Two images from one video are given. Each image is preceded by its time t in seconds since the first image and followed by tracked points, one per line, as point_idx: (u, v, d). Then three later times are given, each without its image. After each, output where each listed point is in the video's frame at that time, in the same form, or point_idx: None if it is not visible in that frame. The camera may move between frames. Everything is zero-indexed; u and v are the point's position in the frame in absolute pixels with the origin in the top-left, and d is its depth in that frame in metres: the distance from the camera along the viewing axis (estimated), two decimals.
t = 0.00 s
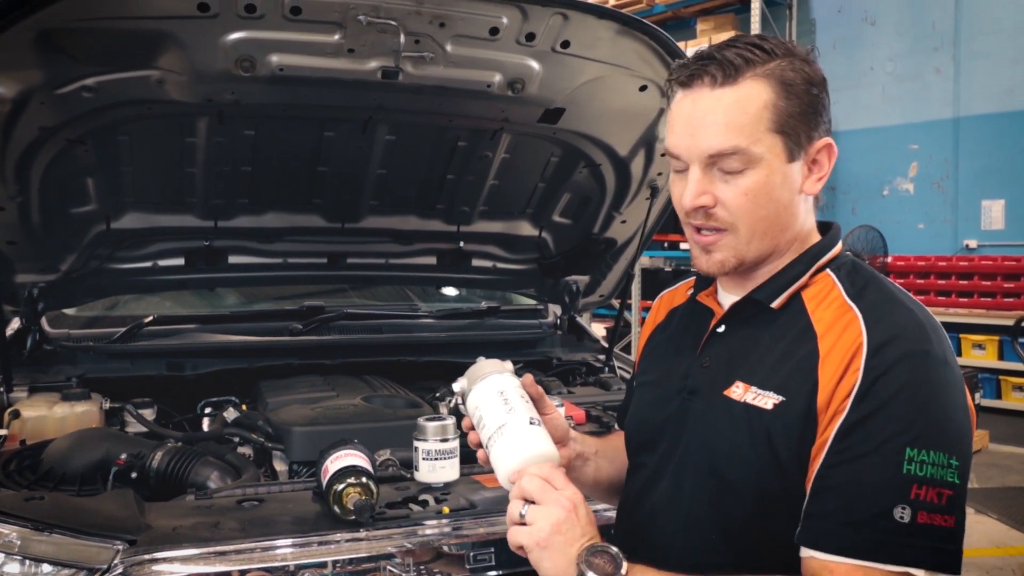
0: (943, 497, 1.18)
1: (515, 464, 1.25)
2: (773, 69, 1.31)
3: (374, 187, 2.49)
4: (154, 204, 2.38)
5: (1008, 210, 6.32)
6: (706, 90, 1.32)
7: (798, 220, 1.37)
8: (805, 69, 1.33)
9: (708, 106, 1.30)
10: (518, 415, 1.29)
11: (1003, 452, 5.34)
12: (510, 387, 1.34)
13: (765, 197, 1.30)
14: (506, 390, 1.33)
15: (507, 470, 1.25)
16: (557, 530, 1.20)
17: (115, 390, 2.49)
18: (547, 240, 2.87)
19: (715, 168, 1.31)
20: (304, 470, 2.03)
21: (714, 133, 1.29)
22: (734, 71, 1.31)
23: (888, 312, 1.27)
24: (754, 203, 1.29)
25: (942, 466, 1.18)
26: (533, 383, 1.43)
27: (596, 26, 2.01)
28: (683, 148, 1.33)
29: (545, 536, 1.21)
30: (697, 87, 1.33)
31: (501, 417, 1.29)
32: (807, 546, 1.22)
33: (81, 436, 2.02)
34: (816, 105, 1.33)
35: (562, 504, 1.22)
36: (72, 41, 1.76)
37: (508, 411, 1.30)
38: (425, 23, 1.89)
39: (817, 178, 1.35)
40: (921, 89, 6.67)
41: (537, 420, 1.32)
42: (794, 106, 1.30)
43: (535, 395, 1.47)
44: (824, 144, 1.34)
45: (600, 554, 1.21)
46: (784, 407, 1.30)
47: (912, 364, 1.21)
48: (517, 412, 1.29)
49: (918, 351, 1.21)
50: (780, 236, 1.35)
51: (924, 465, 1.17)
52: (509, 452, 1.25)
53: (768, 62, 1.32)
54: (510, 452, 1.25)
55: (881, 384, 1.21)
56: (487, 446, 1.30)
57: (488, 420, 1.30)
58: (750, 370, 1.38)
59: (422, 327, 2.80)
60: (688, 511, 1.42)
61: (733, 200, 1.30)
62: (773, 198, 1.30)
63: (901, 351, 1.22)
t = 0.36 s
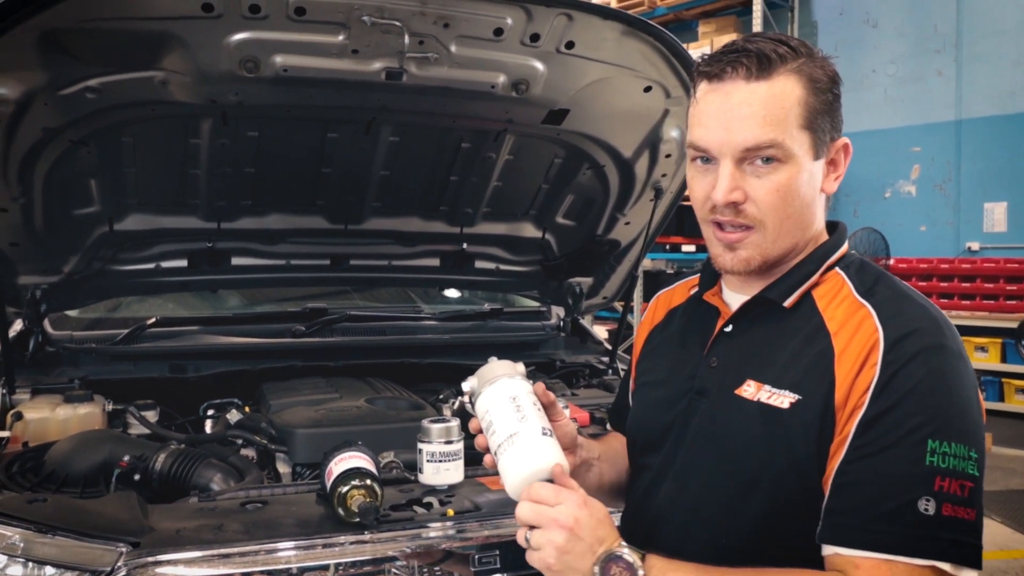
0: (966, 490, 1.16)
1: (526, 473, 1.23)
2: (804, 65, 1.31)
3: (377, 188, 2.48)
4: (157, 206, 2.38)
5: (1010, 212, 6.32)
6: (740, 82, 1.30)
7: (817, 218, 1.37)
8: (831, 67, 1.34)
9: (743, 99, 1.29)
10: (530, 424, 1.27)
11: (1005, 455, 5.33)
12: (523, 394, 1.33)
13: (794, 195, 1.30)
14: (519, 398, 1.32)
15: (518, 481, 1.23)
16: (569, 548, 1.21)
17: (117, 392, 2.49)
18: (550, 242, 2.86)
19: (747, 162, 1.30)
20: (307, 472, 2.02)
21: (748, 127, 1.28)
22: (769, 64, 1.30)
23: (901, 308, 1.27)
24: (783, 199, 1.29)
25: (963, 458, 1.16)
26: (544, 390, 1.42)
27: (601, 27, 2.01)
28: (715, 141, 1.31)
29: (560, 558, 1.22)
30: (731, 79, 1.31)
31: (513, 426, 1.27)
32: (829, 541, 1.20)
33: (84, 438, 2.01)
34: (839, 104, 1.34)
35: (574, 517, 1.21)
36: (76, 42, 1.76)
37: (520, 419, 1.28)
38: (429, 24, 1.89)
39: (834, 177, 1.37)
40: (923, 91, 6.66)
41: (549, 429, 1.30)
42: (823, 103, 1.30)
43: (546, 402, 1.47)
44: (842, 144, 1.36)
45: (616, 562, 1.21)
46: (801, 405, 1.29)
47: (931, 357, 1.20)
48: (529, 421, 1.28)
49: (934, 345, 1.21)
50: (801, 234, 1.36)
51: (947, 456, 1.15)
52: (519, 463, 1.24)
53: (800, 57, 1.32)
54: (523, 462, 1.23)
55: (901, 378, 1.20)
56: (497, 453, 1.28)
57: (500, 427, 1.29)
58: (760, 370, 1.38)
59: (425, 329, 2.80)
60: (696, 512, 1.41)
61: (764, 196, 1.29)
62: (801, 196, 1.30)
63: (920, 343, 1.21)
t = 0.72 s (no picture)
0: (976, 494, 1.17)
1: (530, 475, 1.21)
2: (819, 67, 1.30)
3: (380, 191, 2.47)
4: (160, 209, 2.37)
5: (1012, 214, 6.31)
6: (756, 82, 1.29)
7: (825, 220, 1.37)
8: (844, 70, 1.34)
9: (759, 99, 1.28)
10: (529, 425, 1.25)
11: (1008, 457, 5.31)
12: (520, 395, 1.30)
13: (808, 197, 1.29)
14: (516, 399, 1.29)
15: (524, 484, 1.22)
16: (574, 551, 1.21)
17: (120, 395, 2.48)
18: (553, 244, 2.86)
19: (761, 164, 1.29)
20: (310, 475, 2.01)
21: (763, 128, 1.27)
22: (786, 65, 1.29)
23: (907, 312, 1.27)
24: (796, 202, 1.29)
25: (972, 463, 1.17)
26: (542, 389, 1.39)
27: (605, 29, 2.00)
28: (730, 141, 1.30)
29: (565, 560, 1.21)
30: (747, 79, 1.30)
31: (512, 429, 1.25)
32: (837, 546, 1.20)
33: (86, 441, 2.00)
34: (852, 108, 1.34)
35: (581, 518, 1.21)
36: (80, 45, 1.76)
37: (519, 421, 1.26)
38: (432, 26, 1.88)
39: (844, 180, 1.37)
40: (924, 93, 6.65)
41: (550, 428, 1.28)
42: (837, 106, 1.30)
43: (546, 403, 1.44)
44: (853, 148, 1.36)
45: (623, 570, 1.20)
46: (807, 407, 1.29)
47: (939, 361, 1.20)
48: (528, 422, 1.25)
49: (941, 348, 1.21)
50: (811, 237, 1.35)
51: (957, 461, 1.16)
52: (520, 466, 1.21)
53: (815, 59, 1.31)
54: (525, 465, 1.21)
55: (909, 381, 1.20)
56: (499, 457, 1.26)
57: (499, 431, 1.27)
58: (765, 371, 1.37)
59: (427, 331, 2.79)
60: (701, 515, 1.40)
61: (777, 198, 1.28)
62: (812, 199, 1.30)
63: (927, 348, 1.21)
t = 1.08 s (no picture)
0: (971, 503, 1.16)
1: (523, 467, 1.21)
2: (799, 78, 1.28)
3: (381, 192, 2.47)
4: (161, 210, 2.37)
5: (1014, 216, 6.29)
6: (729, 99, 1.29)
7: (819, 229, 1.35)
8: (832, 77, 1.30)
9: (732, 116, 1.28)
10: (518, 420, 1.25)
11: (1010, 459, 5.30)
12: (507, 394, 1.31)
13: (787, 210, 1.28)
14: (503, 398, 1.30)
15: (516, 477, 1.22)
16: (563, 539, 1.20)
17: (120, 397, 2.47)
18: (554, 246, 2.84)
19: (735, 179, 1.29)
20: (311, 478, 2.01)
21: (735, 144, 1.27)
22: (761, 80, 1.28)
23: (910, 318, 1.26)
24: (772, 215, 1.28)
25: (970, 471, 1.16)
26: (532, 390, 1.40)
27: (607, 30, 1.99)
28: (704, 157, 1.31)
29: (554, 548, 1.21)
30: (722, 95, 1.31)
31: (501, 426, 1.25)
32: (832, 552, 1.19)
33: (86, 444, 1.99)
34: (843, 115, 1.30)
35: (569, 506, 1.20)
36: (80, 46, 1.75)
37: (507, 418, 1.26)
38: (434, 27, 1.88)
39: (841, 188, 1.34)
40: (926, 95, 6.64)
41: (539, 421, 1.28)
42: (819, 117, 1.27)
43: (537, 403, 1.45)
44: (850, 155, 1.32)
45: (613, 559, 1.20)
46: (806, 411, 1.28)
47: (939, 369, 1.19)
48: (516, 417, 1.26)
49: (944, 356, 1.20)
50: (800, 246, 1.34)
51: (953, 468, 1.16)
52: (512, 461, 1.22)
53: (794, 70, 1.29)
54: (517, 458, 1.21)
55: (908, 388, 1.20)
56: (491, 455, 1.26)
57: (489, 430, 1.27)
58: (767, 374, 1.36)
59: (429, 333, 2.78)
60: (702, 519, 1.39)
61: (751, 212, 1.28)
62: (792, 211, 1.29)
63: (927, 356, 1.20)
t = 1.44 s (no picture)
0: (968, 514, 1.15)
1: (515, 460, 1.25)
2: (791, 91, 1.27)
3: (382, 193, 2.46)
4: (162, 212, 2.36)
5: (1016, 218, 6.28)
6: (720, 113, 1.30)
7: (818, 237, 1.34)
8: (829, 86, 1.28)
9: (722, 131, 1.28)
10: (517, 411, 1.28)
11: (1012, 461, 5.29)
12: (513, 381, 1.33)
13: (779, 223, 1.29)
14: (508, 385, 1.32)
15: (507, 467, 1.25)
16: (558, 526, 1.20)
17: (121, 398, 2.47)
18: (555, 247, 2.83)
19: (727, 193, 1.30)
20: (313, 479, 2.01)
21: (725, 160, 1.27)
22: (751, 94, 1.28)
23: (912, 326, 1.24)
24: (765, 228, 1.29)
25: (968, 482, 1.15)
26: (540, 380, 1.41)
27: (609, 30, 1.99)
28: (695, 171, 1.32)
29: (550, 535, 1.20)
30: (713, 109, 1.31)
31: (501, 414, 1.28)
32: (827, 559, 1.18)
33: (87, 445, 1.99)
34: (839, 125, 1.28)
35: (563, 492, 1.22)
36: (81, 46, 1.75)
37: (508, 407, 1.29)
38: (435, 27, 1.87)
39: (841, 197, 1.32)
40: (927, 96, 6.64)
41: (541, 413, 1.30)
42: (811, 130, 1.26)
43: (544, 394, 1.43)
44: (849, 164, 1.30)
45: (611, 544, 1.19)
46: (804, 416, 1.28)
47: (939, 378, 1.18)
48: (516, 408, 1.28)
49: (944, 366, 1.19)
50: (797, 255, 1.34)
51: (951, 478, 1.14)
52: (508, 449, 1.25)
53: (786, 83, 1.28)
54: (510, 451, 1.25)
55: (907, 397, 1.18)
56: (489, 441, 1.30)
57: (490, 415, 1.30)
58: (770, 378, 1.35)
59: (430, 334, 2.77)
60: (705, 523, 1.38)
61: (743, 225, 1.29)
62: (786, 224, 1.29)
63: (927, 365, 1.19)
